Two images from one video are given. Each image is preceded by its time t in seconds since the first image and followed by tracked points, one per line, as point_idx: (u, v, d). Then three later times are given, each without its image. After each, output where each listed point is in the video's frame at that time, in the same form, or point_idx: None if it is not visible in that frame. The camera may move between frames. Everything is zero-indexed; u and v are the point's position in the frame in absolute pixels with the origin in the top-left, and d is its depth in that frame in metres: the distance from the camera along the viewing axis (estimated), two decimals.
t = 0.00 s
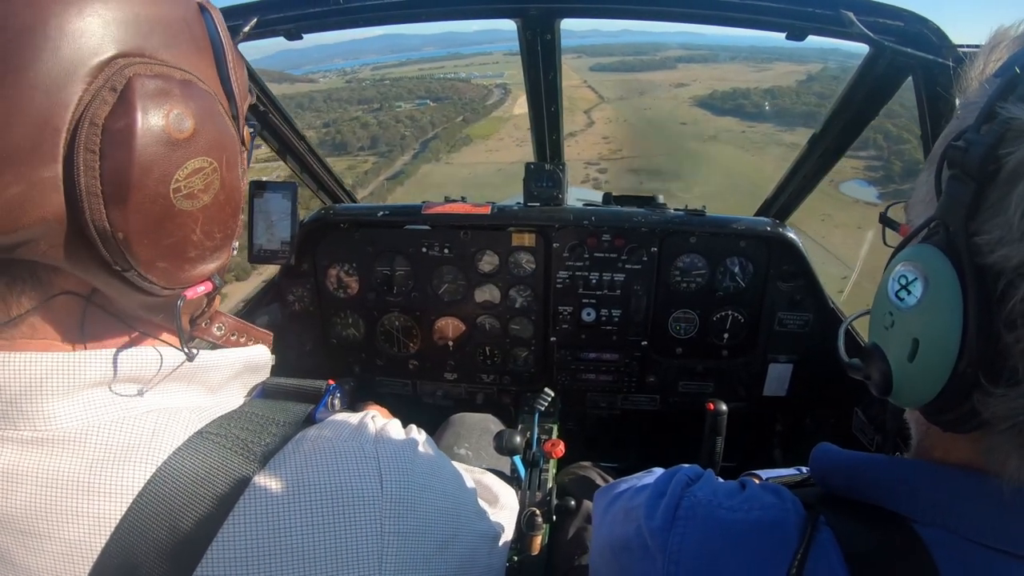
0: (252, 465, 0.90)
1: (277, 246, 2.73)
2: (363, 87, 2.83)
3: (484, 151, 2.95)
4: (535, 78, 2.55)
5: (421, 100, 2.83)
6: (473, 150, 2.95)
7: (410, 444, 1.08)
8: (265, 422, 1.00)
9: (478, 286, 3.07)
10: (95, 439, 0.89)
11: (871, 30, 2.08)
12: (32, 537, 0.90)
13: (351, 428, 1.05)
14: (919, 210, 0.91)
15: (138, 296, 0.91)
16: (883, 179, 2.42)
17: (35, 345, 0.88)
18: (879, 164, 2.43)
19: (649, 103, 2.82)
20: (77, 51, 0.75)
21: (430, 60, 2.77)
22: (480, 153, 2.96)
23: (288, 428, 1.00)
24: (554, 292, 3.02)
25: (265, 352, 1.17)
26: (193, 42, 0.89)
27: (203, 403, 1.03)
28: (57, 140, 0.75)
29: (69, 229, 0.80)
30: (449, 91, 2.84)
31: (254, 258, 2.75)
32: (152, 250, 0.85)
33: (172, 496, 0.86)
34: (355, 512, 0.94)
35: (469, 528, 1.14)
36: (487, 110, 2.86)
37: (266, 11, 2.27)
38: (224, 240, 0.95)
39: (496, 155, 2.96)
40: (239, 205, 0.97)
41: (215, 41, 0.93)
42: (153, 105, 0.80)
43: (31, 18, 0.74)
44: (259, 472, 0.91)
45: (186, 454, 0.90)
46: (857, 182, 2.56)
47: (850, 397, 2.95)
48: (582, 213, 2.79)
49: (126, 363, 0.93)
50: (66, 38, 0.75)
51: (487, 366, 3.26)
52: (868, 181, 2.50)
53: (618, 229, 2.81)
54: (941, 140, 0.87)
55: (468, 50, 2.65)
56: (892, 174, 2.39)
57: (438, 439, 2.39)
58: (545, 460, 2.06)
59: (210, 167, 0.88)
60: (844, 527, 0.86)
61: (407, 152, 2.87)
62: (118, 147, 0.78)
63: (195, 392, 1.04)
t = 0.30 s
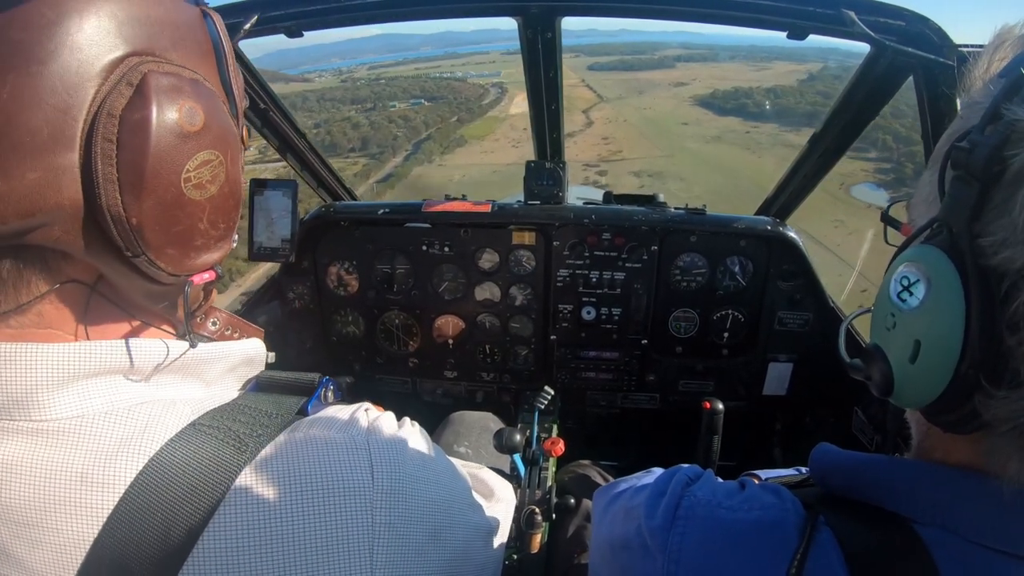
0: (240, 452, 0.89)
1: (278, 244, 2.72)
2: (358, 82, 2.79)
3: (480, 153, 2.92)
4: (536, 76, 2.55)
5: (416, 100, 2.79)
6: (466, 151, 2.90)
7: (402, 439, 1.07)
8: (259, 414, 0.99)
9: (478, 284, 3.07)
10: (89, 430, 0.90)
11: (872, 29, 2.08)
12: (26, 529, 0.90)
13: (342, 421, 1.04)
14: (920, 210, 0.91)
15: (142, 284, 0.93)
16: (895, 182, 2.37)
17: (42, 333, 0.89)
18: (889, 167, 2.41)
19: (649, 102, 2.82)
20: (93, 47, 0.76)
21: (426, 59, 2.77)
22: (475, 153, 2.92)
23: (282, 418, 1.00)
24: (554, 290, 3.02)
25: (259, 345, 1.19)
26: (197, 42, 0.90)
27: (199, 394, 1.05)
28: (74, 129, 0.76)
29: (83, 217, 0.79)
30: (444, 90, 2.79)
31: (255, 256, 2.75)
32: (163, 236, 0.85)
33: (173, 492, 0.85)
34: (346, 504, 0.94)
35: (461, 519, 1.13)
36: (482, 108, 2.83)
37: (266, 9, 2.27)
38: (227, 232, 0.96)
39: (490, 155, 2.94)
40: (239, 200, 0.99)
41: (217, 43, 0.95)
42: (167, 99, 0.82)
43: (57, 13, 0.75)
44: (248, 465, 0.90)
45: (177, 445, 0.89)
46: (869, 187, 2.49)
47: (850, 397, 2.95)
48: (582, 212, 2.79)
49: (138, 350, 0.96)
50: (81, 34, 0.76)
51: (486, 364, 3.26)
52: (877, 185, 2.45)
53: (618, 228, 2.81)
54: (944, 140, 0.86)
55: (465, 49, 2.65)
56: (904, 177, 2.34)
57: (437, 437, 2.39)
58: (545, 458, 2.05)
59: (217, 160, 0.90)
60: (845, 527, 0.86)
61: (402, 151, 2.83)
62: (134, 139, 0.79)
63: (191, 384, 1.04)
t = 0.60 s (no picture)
0: (237, 452, 0.90)
1: (279, 245, 2.73)
2: (349, 82, 2.82)
3: (475, 155, 2.95)
4: (536, 77, 2.54)
5: (410, 100, 2.83)
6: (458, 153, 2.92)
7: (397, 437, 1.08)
8: (252, 413, 0.99)
9: (479, 284, 3.07)
10: (83, 430, 0.90)
11: (872, 27, 2.08)
12: (22, 529, 0.90)
13: (336, 420, 1.04)
14: (921, 210, 0.91)
15: (133, 284, 0.93)
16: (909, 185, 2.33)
17: (38, 335, 0.90)
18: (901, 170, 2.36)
19: (648, 102, 2.82)
20: (81, 49, 0.77)
21: (422, 59, 2.79)
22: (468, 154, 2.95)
23: (276, 414, 1.00)
24: (554, 290, 3.02)
25: (254, 345, 1.18)
26: (187, 46, 0.91)
27: (193, 394, 1.04)
28: (63, 131, 0.76)
29: (72, 220, 0.79)
30: (438, 90, 2.83)
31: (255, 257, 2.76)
32: (151, 237, 0.85)
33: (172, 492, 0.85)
34: (339, 501, 0.94)
35: (457, 516, 1.14)
36: (476, 108, 2.86)
37: (266, 9, 2.27)
38: (217, 232, 0.96)
39: (484, 157, 2.96)
40: (230, 201, 0.99)
41: (206, 45, 0.95)
42: (155, 101, 0.82)
43: (47, 16, 0.76)
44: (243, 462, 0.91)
45: (172, 444, 0.89)
46: (880, 191, 2.41)
47: (851, 396, 2.95)
48: (582, 211, 2.79)
49: (128, 350, 0.96)
50: (69, 37, 0.77)
51: (487, 364, 3.26)
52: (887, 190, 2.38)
53: (618, 227, 2.81)
54: (944, 139, 0.86)
55: (462, 50, 2.68)
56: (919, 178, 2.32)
57: (439, 437, 2.39)
58: (545, 458, 2.05)
59: (205, 161, 0.90)
60: (845, 527, 0.86)
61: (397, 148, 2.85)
62: (120, 140, 0.79)
63: (186, 384, 1.05)
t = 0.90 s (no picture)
0: (239, 453, 0.91)
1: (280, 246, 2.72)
2: (342, 82, 2.76)
3: (469, 157, 2.94)
4: (536, 77, 2.54)
5: (403, 99, 2.80)
6: (451, 154, 2.92)
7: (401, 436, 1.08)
8: (256, 413, 0.99)
9: (481, 285, 3.07)
10: (87, 431, 0.90)
11: (872, 26, 2.08)
12: (28, 530, 0.91)
13: (341, 421, 1.04)
14: (926, 207, 0.91)
15: (128, 293, 0.92)
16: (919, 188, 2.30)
17: (35, 337, 0.90)
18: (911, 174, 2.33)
19: (648, 103, 2.80)
20: (78, 54, 0.78)
21: (419, 58, 2.76)
22: (462, 155, 2.94)
23: (281, 417, 1.00)
24: (556, 290, 3.02)
25: (258, 344, 1.18)
26: (191, 52, 0.91)
27: (195, 396, 1.04)
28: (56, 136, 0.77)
29: (62, 227, 0.81)
30: (433, 90, 2.81)
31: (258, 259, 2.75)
32: (142, 247, 0.85)
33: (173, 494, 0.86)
34: (345, 502, 0.95)
35: (463, 514, 1.14)
36: (471, 108, 2.83)
37: (266, 12, 2.27)
38: (215, 244, 0.95)
39: (477, 149, 2.93)
40: (232, 211, 0.98)
41: (214, 51, 0.95)
42: (149, 107, 0.81)
43: (44, 17, 0.77)
44: (248, 464, 0.92)
45: (177, 445, 0.90)
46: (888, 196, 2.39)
47: (854, 394, 2.95)
48: (584, 212, 2.79)
49: (120, 355, 0.95)
50: (70, 42, 0.78)
51: (490, 365, 3.26)
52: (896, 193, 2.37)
53: (620, 227, 2.81)
54: (948, 135, 0.87)
55: (457, 49, 2.64)
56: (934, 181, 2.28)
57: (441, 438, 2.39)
58: (549, 459, 2.06)
59: (203, 171, 0.89)
60: (848, 527, 0.86)
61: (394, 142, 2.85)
62: (114, 146, 0.80)
63: (189, 385, 1.05)
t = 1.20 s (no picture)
0: (223, 443, 0.91)
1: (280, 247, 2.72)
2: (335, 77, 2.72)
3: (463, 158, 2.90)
4: (537, 78, 2.54)
5: (397, 98, 2.78)
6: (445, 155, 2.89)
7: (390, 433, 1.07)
8: (246, 409, 0.99)
9: (482, 285, 3.07)
10: (79, 426, 0.91)
11: (873, 26, 2.07)
12: (18, 526, 0.91)
13: (331, 416, 1.04)
14: (912, 208, 0.90)
15: (115, 296, 0.93)
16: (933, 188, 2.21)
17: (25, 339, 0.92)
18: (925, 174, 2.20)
19: (647, 103, 2.78)
20: (57, 60, 0.79)
21: (416, 57, 2.72)
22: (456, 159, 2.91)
23: (270, 415, 0.99)
24: (557, 290, 3.02)
25: (251, 344, 1.19)
26: (176, 52, 0.91)
27: (187, 392, 1.05)
28: (36, 142, 0.79)
29: (46, 232, 0.83)
30: (428, 88, 2.77)
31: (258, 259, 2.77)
32: (124, 249, 0.86)
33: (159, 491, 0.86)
34: (333, 497, 0.95)
35: (454, 510, 1.14)
36: (465, 108, 2.78)
37: (266, 13, 2.27)
38: (201, 243, 0.96)
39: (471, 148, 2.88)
40: (217, 209, 0.99)
41: (199, 51, 0.95)
42: (126, 111, 0.82)
43: (19, 32, 0.78)
44: (236, 460, 0.91)
45: (168, 441, 0.90)
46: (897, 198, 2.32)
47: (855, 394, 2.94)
48: (584, 212, 2.79)
49: (107, 354, 0.96)
50: (53, 47, 0.79)
51: (490, 365, 3.26)
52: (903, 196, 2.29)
53: (620, 227, 2.81)
54: (936, 132, 0.86)
55: (454, 48, 2.63)
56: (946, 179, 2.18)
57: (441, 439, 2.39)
58: (550, 459, 2.05)
59: (184, 172, 0.90)
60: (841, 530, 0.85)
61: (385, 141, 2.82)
62: (92, 150, 0.81)
63: (181, 382, 1.05)
